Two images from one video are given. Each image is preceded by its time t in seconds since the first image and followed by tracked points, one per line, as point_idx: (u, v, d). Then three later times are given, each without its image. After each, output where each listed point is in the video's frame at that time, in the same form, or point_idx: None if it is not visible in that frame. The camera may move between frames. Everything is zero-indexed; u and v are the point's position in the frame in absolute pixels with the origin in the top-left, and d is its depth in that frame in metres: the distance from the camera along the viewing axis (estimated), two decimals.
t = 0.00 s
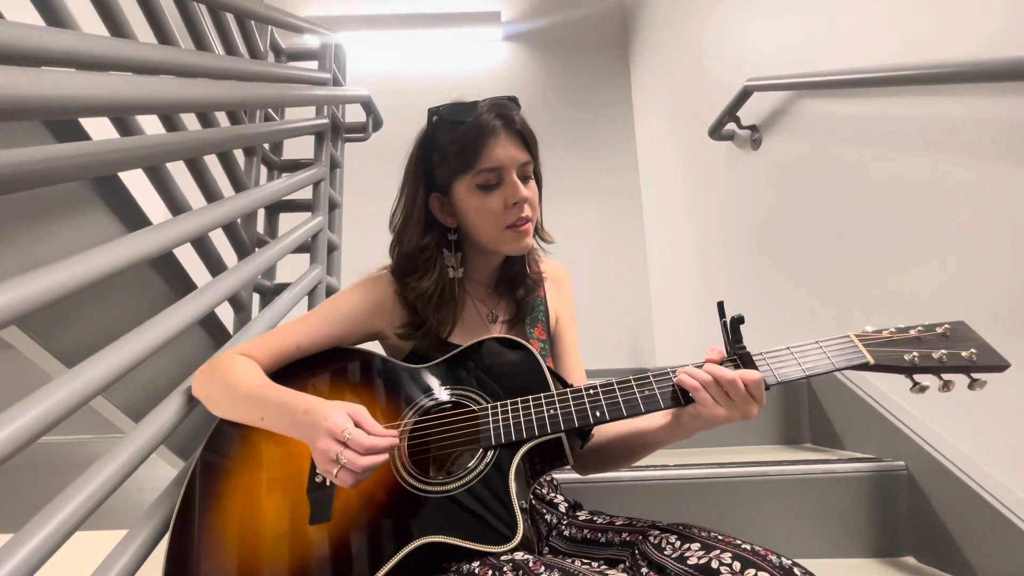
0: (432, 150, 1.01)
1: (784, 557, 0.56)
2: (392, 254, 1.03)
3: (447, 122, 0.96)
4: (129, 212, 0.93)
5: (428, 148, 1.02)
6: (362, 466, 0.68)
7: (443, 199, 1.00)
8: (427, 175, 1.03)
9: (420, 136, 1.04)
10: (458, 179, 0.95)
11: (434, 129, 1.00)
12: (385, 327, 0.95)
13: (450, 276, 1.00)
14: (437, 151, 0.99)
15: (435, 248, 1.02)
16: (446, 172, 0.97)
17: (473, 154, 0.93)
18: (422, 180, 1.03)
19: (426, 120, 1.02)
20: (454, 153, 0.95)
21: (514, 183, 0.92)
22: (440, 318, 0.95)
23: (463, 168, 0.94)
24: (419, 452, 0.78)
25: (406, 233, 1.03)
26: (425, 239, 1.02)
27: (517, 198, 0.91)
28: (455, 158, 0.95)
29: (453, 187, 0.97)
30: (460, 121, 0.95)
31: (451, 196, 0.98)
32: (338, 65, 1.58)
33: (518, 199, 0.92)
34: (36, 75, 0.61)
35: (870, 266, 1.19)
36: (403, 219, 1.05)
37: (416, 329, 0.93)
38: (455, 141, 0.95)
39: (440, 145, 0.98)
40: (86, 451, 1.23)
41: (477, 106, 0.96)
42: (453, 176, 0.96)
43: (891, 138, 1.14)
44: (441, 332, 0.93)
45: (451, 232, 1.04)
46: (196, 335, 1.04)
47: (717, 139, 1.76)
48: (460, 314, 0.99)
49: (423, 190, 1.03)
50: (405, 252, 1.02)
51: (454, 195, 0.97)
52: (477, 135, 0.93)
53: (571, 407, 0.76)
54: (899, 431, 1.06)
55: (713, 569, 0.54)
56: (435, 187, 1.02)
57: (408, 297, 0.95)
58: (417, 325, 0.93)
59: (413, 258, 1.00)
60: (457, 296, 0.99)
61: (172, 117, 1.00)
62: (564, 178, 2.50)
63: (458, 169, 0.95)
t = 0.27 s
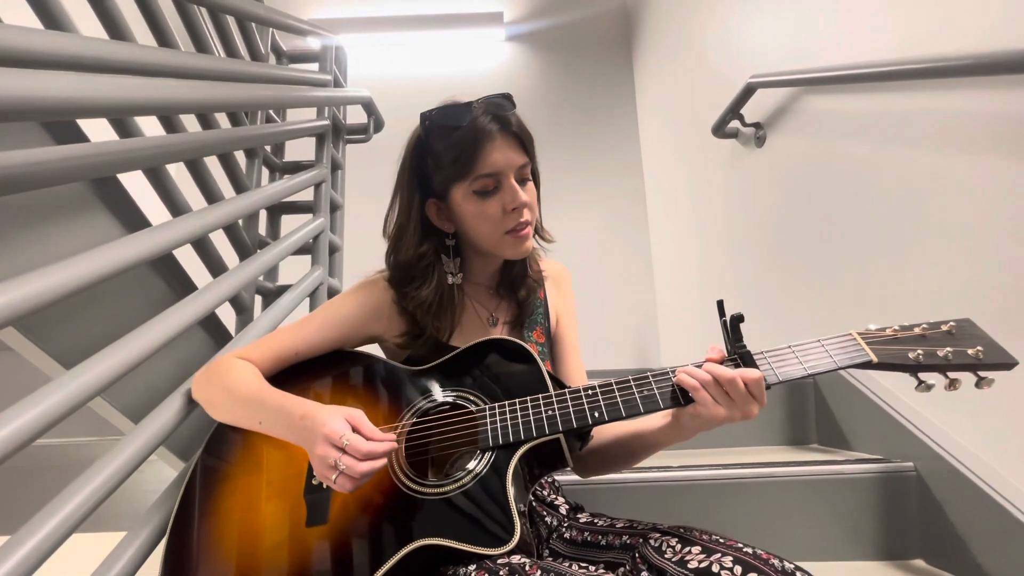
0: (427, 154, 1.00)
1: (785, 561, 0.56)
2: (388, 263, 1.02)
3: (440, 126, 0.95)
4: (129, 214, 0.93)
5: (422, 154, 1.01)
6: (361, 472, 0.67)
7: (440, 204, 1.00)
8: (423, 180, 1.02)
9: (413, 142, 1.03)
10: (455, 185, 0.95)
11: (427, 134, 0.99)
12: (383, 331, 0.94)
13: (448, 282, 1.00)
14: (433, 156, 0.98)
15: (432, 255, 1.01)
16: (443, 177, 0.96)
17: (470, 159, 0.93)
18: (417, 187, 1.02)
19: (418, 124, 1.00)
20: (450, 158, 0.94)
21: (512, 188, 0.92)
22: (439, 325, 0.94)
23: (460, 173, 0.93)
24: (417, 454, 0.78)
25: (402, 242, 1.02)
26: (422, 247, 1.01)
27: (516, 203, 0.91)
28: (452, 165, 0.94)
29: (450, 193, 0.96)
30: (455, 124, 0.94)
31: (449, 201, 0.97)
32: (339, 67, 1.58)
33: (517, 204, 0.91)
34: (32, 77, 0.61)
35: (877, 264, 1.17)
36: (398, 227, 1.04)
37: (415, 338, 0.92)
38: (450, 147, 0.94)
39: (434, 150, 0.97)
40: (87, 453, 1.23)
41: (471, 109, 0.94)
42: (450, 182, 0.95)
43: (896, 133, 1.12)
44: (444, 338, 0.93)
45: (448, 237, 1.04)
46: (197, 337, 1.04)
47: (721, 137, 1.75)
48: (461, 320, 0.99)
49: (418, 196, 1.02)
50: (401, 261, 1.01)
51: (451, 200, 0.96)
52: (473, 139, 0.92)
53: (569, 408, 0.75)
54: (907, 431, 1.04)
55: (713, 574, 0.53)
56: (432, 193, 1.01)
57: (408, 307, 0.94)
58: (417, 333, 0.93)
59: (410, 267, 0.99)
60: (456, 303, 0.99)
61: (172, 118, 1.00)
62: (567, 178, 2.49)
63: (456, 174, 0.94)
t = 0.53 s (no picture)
0: (428, 147, 1.00)
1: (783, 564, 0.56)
2: (384, 252, 1.02)
3: (445, 119, 0.95)
4: (129, 216, 0.94)
5: (424, 145, 1.01)
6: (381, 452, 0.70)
7: (439, 198, 0.99)
8: (422, 173, 1.02)
9: (417, 133, 1.03)
10: (453, 179, 0.94)
11: (431, 126, 0.99)
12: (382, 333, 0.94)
13: (441, 278, 0.99)
14: (433, 149, 0.98)
15: (426, 247, 1.01)
16: (442, 171, 0.96)
17: (470, 155, 0.92)
18: (417, 179, 1.01)
19: (424, 115, 1.00)
20: (450, 151, 0.94)
21: (509, 188, 0.91)
22: (430, 321, 0.94)
23: (458, 168, 0.93)
24: (416, 455, 0.78)
25: (397, 231, 1.02)
26: (417, 237, 1.01)
27: (512, 204, 0.90)
28: (451, 158, 0.94)
29: (448, 187, 0.96)
30: (458, 119, 0.94)
31: (446, 196, 0.97)
32: (339, 68, 1.59)
33: (512, 204, 0.90)
34: (29, 79, 0.61)
35: (883, 262, 1.16)
36: (395, 216, 1.04)
37: (405, 331, 0.92)
38: (451, 140, 0.94)
39: (436, 142, 0.97)
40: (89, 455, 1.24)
41: (477, 105, 0.94)
42: (448, 175, 0.95)
43: (901, 128, 1.11)
44: (431, 333, 0.93)
45: (444, 232, 1.03)
46: (198, 338, 1.04)
47: (724, 134, 1.74)
48: (451, 318, 0.98)
49: (417, 189, 1.02)
50: (396, 251, 1.01)
51: (449, 195, 0.96)
52: (474, 135, 0.92)
53: (568, 408, 0.75)
54: (914, 430, 1.02)
55: None
56: (430, 185, 1.01)
57: (397, 297, 0.94)
58: (406, 325, 0.93)
59: (404, 257, 0.99)
60: (448, 300, 0.98)
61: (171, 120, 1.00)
62: (571, 178, 2.49)
63: (454, 169, 0.94)
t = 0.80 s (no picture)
0: (430, 147, 0.99)
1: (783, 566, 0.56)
2: (388, 254, 1.02)
3: (447, 118, 0.95)
4: (131, 217, 0.94)
5: (426, 145, 1.00)
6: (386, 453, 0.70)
7: (443, 199, 0.99)
8: (424, 173, 1.01)
9: (420, 133, 1.02)
10: (457, 178, 0.94)
11: (433, 125, 0.98)
12: (382, 334, 0.94)
13: (448, 281, 0.98)
14: (436, 148, 0.97)
15: (433, 249, 1.00)
16: (445, 170, 0.96)
17: (474, 154, 0.92)
18: (421, 180, 1.01)
19: (425, 114, 1.00)
20: (453, 150, 0.94)
21: (513, 186, 0.91)
22: (437, 324, 0.93)
23: (462, 167, 0.93)
24: (416, 457, 0.78)
25: (403, 232, 1.01)
26: (424, 239, 1.00)
27: (517, 202, 0.89)
28: (455, 157, 0.93)
29: (451, 186, 0.95)
30: (460, 118, 0.93)
31: (450, 196, 0.96)
32: (340, 69, 1.59)
33: (517, 203, 0.90)
34: (28, 82, 0.61)
35: (888, 259, 1.14)
36: (400, 218, 1.03)
37: (410, 334, 0.92)
38: (455, 139, 0.93)
39: (438, 141, 0.97)
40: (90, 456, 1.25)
41: (480, 103, 0.94)
42: (451, 174, 0.95)
43: (906, 124, 1.09)
44: (438, 337, 0.92)
45: (448, 234, 1.03)
46: (200, 340, 1.05)
47: (727, 131, 1.73)
48: (456, 321, 0.98)
49: (421, 189, 1.01)
50: (402, 252, 1.00)
51: (453, 195, 0.95)
52: (477, 134, 0.91)
53: (567, 409, 0.74)
54: (921, 430, 1.01)
55: None
56: (433, 185, 1.00)
57: (406, 300, 0.94)
58: (415, 330, 0.92)
59: (410, 259, 0.99)
60: (453, 302, 0.97)
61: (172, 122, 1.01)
62: (574, 177, 2.48)
63: (457, 168, 0.93)
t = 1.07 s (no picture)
0: (431, 148, 0.99)
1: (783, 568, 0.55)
2: (388, 255, 1.02)
3: (448, 119, 0.95)
4: (133, 221, 0.95)
5: (427, 145, 1.00)
6: (372, 450, 0.68)
7: (443, 200, 0.99)
8: (425, 173, 1.01)
9: (421, 133, 1.02)
10: (458, 179, 0.94)
11: (434, 125, 0.98)
12: (381, 335, 0.95)
13: (446, 281, 0.99)
14: (437, 149, 0.97)
15: (433, 250, 1.00)
16: (445, 171, 0.96)
17: (475, 155, 0.91)
18: (421, 180, 1.01)
19: (427, 114, 1.00)
20: (454, 151, 0.93)
21: (514, 187, 0.90)
22: (435, 326, 0.93)
23: (463, 168, 0.92)
24: (415, 458, 0.78)
25: (403, 233, 1.02)
26: (424, 240, 1.00)
27: (518, 204, 0.89)
28: (455, 158, 0.93)
29: (452, 187, 0.95)
30: (461, 118, 0.93)
31: (450, 197, 0.96)
32: (341, 70, 1.59)
33: (519, 205, 0.90)
34: (28, 88, 0.61)
35: (892, 256, 1.13)
36: (400, 218, 1.03)
37: (409, 336, 0.92)
38: (456, 140, 0.93)
39: (439, 141, 0.96)
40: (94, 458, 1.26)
41: (481, 105, 0.94)
42: (452, 175, 0.94)
43: (909, 120, 1.08)
44: (437, 339, 0.92)
45: (448, 235, 1.03)
46: (203, 341, 1.06)
47: (729, 128, 1.72)
48: (454, 322, 0.98)
49: (421, 190, 1.01)
50: (401, 253, 1.00)
51: (454, 195, 0.95)
52: (478, 135, 0.91)
53: (565, 410, 0.74)
54: (927, 429, 1.00)
55: None
56: (434, 186, 1.00)
57: (405, 302, 0.94)
58: (412, 332, 0.92)
59: (410, 259, 0.99)
60: (452, 304, 0.98)
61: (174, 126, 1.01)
62: (577, 176, 2.47)
63: (459, 169, 0.93)
